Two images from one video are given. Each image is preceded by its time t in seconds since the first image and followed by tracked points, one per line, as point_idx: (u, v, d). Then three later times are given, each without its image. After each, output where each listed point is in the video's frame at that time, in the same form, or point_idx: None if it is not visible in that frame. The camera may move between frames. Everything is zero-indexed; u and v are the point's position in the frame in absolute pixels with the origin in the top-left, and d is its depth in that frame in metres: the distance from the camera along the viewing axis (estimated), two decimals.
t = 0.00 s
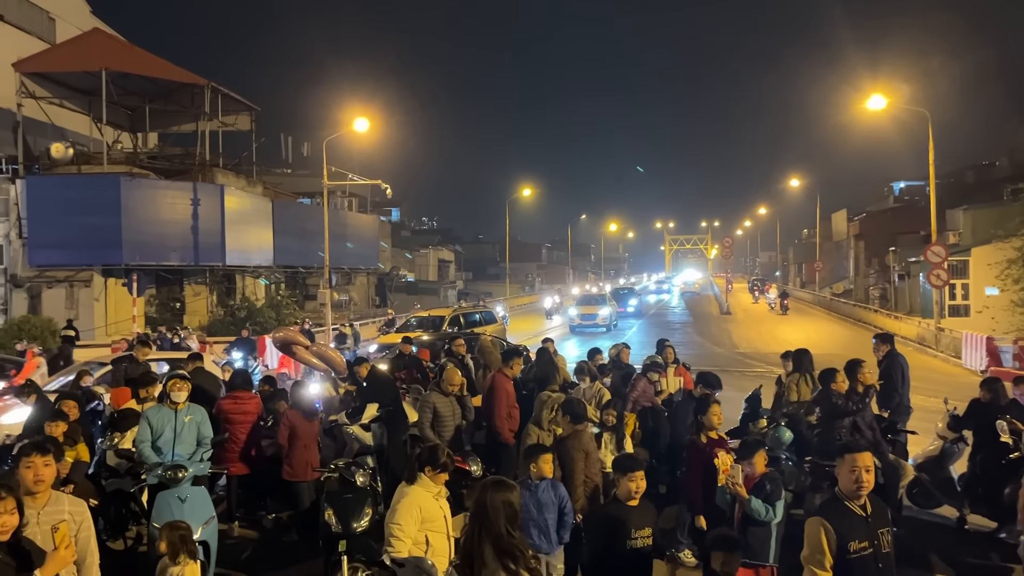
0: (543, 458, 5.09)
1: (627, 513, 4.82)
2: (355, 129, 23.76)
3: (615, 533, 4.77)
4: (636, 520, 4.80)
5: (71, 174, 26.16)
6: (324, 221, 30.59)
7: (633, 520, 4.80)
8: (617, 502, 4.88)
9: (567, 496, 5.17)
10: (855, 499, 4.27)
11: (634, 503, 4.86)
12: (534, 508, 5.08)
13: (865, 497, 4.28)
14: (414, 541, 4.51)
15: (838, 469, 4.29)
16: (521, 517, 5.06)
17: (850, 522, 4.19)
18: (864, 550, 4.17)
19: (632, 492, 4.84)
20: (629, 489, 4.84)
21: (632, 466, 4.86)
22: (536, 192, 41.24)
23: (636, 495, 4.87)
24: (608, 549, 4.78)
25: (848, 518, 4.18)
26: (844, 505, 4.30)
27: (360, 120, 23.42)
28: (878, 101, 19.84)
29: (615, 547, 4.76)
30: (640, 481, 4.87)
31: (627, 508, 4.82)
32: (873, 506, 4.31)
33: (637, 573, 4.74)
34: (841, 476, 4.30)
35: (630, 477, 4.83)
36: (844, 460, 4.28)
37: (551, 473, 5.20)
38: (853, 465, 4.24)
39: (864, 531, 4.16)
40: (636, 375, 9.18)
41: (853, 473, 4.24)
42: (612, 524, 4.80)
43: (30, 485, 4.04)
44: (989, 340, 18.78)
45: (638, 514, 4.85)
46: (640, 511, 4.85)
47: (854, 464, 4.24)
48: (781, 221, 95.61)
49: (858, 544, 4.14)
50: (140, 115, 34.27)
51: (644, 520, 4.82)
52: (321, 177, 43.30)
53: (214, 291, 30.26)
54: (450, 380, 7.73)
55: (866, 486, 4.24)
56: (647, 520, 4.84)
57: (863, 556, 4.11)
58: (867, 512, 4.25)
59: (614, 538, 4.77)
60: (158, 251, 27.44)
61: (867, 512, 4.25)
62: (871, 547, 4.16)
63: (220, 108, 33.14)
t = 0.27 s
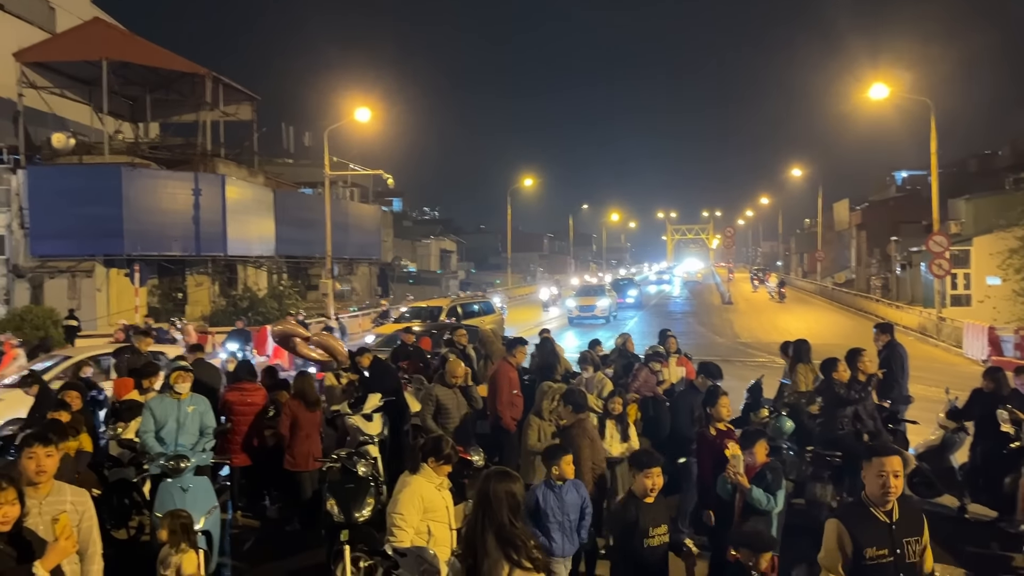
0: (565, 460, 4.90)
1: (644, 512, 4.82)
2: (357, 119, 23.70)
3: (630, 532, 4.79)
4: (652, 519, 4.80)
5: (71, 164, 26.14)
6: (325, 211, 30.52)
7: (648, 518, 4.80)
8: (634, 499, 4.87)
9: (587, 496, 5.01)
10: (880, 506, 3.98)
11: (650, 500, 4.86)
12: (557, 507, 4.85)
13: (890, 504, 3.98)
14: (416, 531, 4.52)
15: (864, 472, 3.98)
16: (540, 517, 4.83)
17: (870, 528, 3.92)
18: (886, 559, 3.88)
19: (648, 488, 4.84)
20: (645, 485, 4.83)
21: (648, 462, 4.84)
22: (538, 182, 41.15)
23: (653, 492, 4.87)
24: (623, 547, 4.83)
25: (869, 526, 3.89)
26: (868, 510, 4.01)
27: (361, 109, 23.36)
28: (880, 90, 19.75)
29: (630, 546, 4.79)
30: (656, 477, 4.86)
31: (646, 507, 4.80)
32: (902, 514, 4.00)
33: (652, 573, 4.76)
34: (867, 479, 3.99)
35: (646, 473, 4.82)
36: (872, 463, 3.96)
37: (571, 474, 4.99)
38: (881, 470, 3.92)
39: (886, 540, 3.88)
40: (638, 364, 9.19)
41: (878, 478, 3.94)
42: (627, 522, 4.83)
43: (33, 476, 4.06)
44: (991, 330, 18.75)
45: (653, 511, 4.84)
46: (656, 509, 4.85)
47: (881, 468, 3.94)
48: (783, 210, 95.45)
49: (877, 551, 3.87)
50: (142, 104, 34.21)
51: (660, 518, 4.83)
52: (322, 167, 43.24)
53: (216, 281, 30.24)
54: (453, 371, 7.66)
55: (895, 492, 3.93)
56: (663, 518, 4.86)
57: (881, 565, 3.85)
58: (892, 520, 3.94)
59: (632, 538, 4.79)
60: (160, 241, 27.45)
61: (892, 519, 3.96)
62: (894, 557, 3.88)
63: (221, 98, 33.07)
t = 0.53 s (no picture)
0: (585, 453, 4.76)
1: (665, 513, 4.89)
2: (352, 109, 23.61)
3: (651, 532, 4.87)
4: (673, 520, 4.88)
5: (65, 154, 25.97)
6: (320, 203, 30.46)
7: (669, 518, 4.87)
8: (655, 500, 4.93)
9: (605, 492, 4.93)
10: (919, 509, 3.79)
11: (671, 499, 4.92)
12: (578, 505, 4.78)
13: (930, 509, 3.79)
14: (414, 524, 4.54)
15: (902, 473, 3.83)
16: (563, 516, 4.71)
17: (906, 533, 3.73)
18: (920, 566, 3.69)
19: (668, 487, 4.89)
20: (665, 485, 4.89)
21: (665, 461, 4.91)
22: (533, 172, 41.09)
23: (672, 492, 4.93)
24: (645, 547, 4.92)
25: (901, 529, 3.73)
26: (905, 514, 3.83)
27: (356, 100, 23.27)
28: (876, 81, 19.76)
29: (652, 546, 4.86)
30: (676, 476, 4.92)
31: (667, 509, 4.86)
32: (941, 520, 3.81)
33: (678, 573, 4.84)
34: (907, 482, 3.85)
35: (664, 473, 4.89)
36: (913, 465, 3.81)
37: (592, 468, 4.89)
38: (921, 471, 3.77)
39: (921, 544, 3.70)
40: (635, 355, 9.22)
41: (920, 480, 3.76)
42: (646, 522, 4.91)
43: (28, 470, 4.05)
44: (984, 320, 18.88)
45: (675, 511, 4.91)
46: (677, 510, 4.92)
47: (922, 470, 3.77)
48: (778, 201, 95.62)
49: (909, 554, 3.70)
50: (135, 94, 33.98)
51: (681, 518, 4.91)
52: (317, 157, 43.09)
53: (211, 272, 30.16)
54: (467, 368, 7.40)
55: (935, 496, 3.75)
56: (685, 519, 4.93)
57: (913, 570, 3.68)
58: (928, 525, 3.74)
59: (654, 540, 4.85)
60: (155, 232, 27.35)
61: (929, 525, 3.77)
62: (927, 564, 3.68)
63: (215, 87, 32.88)
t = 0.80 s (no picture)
0: (609, 454, 4.73)
1: (686, 510, 4.97)
2: (345, 102, 23.54)
3: (668, 527, 4.99)
4: (692, 516, 4.96)
5: (57, 146, 25.81)
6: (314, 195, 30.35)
7: (688, 515, 4.97)
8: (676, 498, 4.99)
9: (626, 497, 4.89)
10: (947, 511, 3.48)
11: (693, 497, 4.98)
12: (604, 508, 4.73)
13: (959, 510, 3.48)
14: (410, 517, 4.54)
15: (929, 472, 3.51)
16: (589, 521, 4.68)
17: (933, 535, 3.43)
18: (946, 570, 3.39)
19: (688, 485, 4.93)
20: (685, 483, 4.92)
21: (685, 459, 4.94)
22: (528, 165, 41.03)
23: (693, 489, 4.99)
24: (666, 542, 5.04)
25: (930, 534, 3.42)
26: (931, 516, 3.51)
27: (350, 92, 23.20)
28: (870, 74, 19.78)
29: (672, 542, 4.99)
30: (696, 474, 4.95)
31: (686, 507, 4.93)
32: (972, 521, 3.48)
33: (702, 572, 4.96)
34: (934, 483, 3.54)
35: (683, 471, 4.92)
36: (940, 464, 3.49)
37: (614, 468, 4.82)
38: (950, 472, 3.45)
39: (947, 547, 3.40)
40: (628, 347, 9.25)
41: (947, 481, 3.45)
42: (666, 518, 5.01)
43: (18, 465, 4.04)
44: (977, 313, 18.99)
45: (696, 509, 4.98)
46: (697, 507, 4.99)
47: (951, 470, 3.45)
48: (772, 194, 95.79)
49: (934, 558, 3.40)
50: (128, 86, 33.77)
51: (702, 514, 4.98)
52: (311, 150, 42.93)
53: (205, 265, 30.04)
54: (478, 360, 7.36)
55: (965, 498, 3.44)
56: (705, 515, 5.00)
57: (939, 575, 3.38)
58: (956, 529, 3.44)
59: (676, 538, 4.97)
60: (148, 225, 27.23)
61: (958, 527, 3.45)
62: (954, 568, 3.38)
63: (208, 79, 32.70)
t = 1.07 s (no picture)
0: (631, 450, 4.81)
1: (704, 512, 4.47)
2: (337, 94, 23.42)
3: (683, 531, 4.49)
4: (709, 519, 4.45)
5: (46, 139, 25.61)
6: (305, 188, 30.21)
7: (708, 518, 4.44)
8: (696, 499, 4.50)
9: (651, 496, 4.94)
10: (963, 526, 3.38)
11: (713, 498, 4.49)
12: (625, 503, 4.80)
13: (976, 524, 3.38)
14: (403, 511, 4.53)
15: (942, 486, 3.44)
16: (614, 518, 4.75)
17: (952, 553, 3.32)
18: None
19: (709, 485, 4.47)
20: (706, 483, 4.46)
21: (707, 457, 4.48)
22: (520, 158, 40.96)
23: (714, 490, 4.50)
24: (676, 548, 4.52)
25: (947, 551, 3.30)
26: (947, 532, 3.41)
27: (341, 84, 23.08)
28: (861, 67, 19.81)
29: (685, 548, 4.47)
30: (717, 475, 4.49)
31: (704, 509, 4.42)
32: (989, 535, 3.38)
33: None
34: (947, 498, 3.45)
35: (705, 470, 4.46)
36: (954, 479, 3.42)
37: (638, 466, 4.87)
38: (964, 486, 3.37)
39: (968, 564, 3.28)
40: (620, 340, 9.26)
41: (961, 496, 3.37)
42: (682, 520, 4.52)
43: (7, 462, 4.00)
44: (966, 306, 19.12)
45: (716, 512, 4.49)
46: (718, 509, 4.49)
47: (964, 484, 3.37)
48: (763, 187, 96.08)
49: None
50: (117, 78, 33.50)
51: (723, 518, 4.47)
52: (302, 143, 42.73)
53: (195, 258, 29.88)
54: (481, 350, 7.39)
55: (980, 511, 3.35)
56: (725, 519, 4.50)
57: None
58: (974, 544, 3.33)
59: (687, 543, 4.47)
60: (138, 218, 27.07)
61: (976, 543, 3.35)
62: None
63: (198, 71, 32.47)
